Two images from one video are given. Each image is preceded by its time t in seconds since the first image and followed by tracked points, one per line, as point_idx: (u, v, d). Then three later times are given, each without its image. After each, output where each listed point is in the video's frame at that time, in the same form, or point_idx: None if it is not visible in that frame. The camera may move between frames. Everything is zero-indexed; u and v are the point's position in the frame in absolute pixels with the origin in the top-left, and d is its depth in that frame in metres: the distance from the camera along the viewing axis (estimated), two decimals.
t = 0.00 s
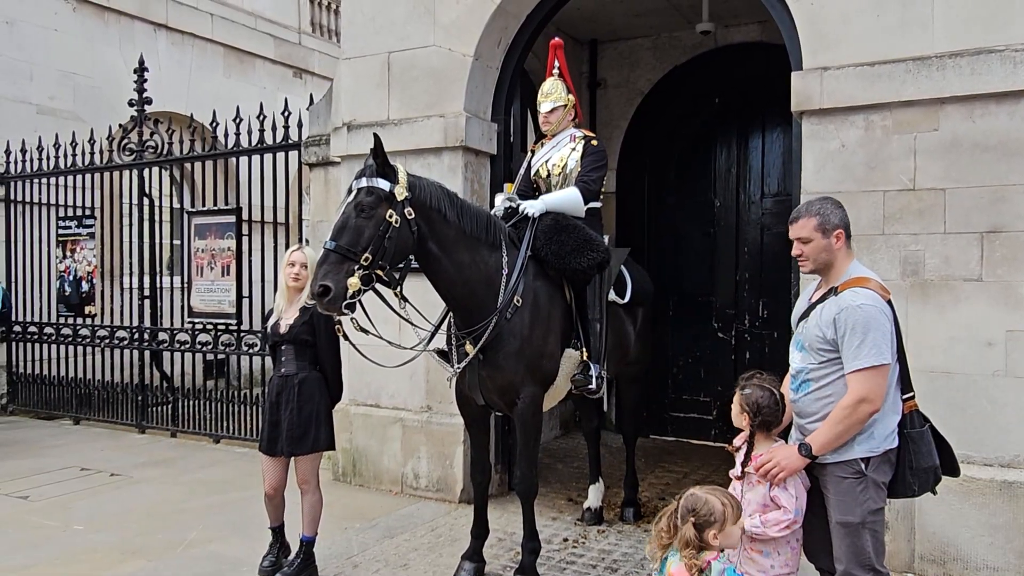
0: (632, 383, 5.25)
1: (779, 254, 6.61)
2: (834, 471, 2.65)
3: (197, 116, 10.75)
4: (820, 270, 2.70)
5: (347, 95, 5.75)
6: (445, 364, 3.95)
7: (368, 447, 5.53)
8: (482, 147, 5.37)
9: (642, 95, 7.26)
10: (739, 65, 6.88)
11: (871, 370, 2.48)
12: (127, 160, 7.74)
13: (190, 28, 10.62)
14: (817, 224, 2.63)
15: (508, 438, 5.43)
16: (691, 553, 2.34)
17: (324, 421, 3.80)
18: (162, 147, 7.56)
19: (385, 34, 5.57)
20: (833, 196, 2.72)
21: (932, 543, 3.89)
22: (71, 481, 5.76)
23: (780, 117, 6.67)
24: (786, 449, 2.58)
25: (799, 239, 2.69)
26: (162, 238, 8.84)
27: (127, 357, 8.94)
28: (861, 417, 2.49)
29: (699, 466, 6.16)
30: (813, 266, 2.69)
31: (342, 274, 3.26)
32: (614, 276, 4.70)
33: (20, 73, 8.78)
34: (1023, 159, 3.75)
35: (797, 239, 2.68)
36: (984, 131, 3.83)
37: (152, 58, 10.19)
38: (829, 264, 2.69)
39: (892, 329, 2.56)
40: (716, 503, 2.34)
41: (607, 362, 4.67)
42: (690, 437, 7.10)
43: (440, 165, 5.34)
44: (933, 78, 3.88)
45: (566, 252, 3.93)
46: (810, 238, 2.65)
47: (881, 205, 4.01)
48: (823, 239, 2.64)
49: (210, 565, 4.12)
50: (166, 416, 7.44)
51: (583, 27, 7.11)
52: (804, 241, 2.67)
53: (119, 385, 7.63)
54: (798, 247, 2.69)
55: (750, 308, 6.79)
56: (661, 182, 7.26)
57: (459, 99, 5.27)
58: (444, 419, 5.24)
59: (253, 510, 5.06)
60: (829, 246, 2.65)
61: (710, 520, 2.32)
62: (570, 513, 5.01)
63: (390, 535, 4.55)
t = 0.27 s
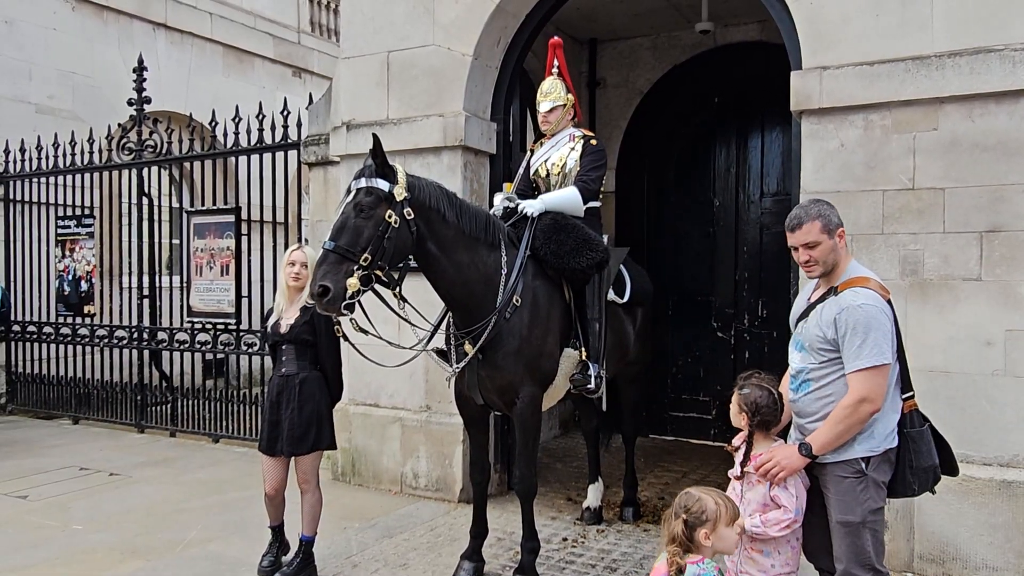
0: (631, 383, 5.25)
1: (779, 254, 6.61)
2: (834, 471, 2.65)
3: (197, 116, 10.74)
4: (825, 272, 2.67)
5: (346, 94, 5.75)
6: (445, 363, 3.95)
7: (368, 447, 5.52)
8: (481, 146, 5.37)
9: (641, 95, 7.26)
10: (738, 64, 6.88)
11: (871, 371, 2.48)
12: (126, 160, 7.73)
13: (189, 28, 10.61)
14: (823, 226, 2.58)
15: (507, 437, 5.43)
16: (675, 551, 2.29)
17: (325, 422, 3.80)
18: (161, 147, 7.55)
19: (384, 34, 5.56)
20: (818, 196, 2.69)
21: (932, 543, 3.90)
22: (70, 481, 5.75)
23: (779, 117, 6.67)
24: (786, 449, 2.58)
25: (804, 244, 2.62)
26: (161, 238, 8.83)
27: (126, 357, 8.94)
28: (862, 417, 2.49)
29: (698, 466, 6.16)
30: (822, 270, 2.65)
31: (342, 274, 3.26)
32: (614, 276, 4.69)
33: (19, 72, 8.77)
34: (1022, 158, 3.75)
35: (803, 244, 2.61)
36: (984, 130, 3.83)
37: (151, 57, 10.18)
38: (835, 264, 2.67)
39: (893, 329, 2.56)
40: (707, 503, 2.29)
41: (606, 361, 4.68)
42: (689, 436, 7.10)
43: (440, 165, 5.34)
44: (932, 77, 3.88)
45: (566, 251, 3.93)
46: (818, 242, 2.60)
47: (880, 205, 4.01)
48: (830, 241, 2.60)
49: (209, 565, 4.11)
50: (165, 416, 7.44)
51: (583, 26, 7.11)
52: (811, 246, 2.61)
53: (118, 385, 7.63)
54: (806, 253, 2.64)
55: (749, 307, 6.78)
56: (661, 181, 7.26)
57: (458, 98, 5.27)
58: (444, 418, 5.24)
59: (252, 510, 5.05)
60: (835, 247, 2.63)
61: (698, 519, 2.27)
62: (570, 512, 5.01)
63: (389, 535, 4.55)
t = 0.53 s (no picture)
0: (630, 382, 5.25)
1: (777, 253, 6.61)
2: (834, 470, 2.65)
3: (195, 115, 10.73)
4: (825, 272, 2.67)
5: (345, 94, 5.75)
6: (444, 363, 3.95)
7: (367, 447, 5.52)
8: (480, 146, 5.37)
9: (640, 94, 7.26)
10: (736, 64, 6.88)
11: (871, 371, 2.48)
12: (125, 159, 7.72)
13: (188, 27, 10.60)
14: (824, 226, 2.57)
15: (506, 437, 5.43)
16: (684, 561, 2.24)
17: (325, 423, 3.80)
18: (160, 146, 7.54)
19: (383, 33, 5.56)
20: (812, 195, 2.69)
21: (930, 542, 3.90)
22: (69, 481, 5.74)
23: (778, 116, 6.67)
24: (785, 448, 2.58)
25: (806, 244, 2.61)
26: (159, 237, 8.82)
27: (125, 357, 8.93)
28: (861, 417, 2.49)
29: (697, 465, 6.17)
30: (822, 270, 2.65)
31: (341, 274, 3.26)
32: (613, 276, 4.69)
33: (17, 71, 8.76)
34: (1020, 158, 3.76)
35: (805, 244, 2.60)
36: (982, 130, 3.83)
37: (149, 56, 10.17)
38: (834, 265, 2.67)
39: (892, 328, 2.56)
40: (717, 512, 2.24)
41: (605, 361, 4.68)
42: (688, 435, 7.10)
43: (439, 164, 5.34)
44: (931, 77, 3.89)
45: (565, 251, 3.93)
46: (820, 242, 2.59)
47: (879, 204, 4.02)
48: (831, 241, 2.60)
49: (208, 565, 4.11)
50: (163, 415, 7.43)
51: (582, 26, 7.11)
52: (813, 246, 2.60)
53: (117, 385, 7.62)
54: (807, 252, 2.62)
55: (747, 307, 6.79)
56: (659, 181, 7.26)
57: (457, 98, 5.27)
58: (443, 418, 5.24)
59: (251, 509, 5.05)
60: (835, 246, 2.63)
61: (708, 529, 2.22)
62: (569, 512, 5.01)
63: (388, 534, 4.55)
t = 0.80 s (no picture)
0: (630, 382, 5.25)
1: (777, 253, 6.61)
2: (833, 470, 2.65)
3: (195, 115, 10.73)
4: (819, 271, 2.67)
5: (345, 93, 5.74)
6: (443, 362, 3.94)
7: (366, 446, 5.52)
8: (480, 145, 5.37)
9: (640, 93, 7.26)
10: (736, 63, 6.88)
11: (870, 370, 2.48)
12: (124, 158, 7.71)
13: (187, 26, 10.60)
14: (819, 225, 2.58)
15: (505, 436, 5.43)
16: None
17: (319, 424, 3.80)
18: (159, 146, 7.53)
19: (383, 32, 5.56)
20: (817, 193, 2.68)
21: (929, 541, 3.90)
22: (67, 481, 5.74)
23: (777, 115, 6.67)
24: (783, 448, 2.58)
25: (799, 241, 2.62)
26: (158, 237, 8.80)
27: (124, 357, 8.93)
28: (860, 417, 2.49)
29: (696, 464, 6.16)
30: (813, 269, 2.65)
31: (340, 273, 3.26)
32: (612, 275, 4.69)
33: (16, 70, 8.75)
34: (1020, 157, 3.76)
35: (797, 241, 2.61)
36: (981, 129, 3.83)
37: (148, 56, 10.16)
38: (828, 265, 2.66)
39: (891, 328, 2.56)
40: (739, 527, 2.03)
41: (604, 361, 4.68)
42: (687, 435, 7.10)
43: (438, 163, 5.34)
44: (930, 76, 3.89)
45: (565, 250, 3.93)
46: (813, 241, 2.59)
47: (878, 204, 4.01)
48: (825, 241, 2.60)
49: (207, 565, 4.11)
50: (163, 415, 7.43)
51: (581, 26, 7.11)
52: (806, 244, 2.61)
53: (116, 384, 7.61)
54: (800, 249, 2.63)
55: (747, 306, 6.79)
56: (658, 180, 7.26)
57: (457, 97, 5.27)
58: (442, 417, 5.24)
59: (250, 509, 5.05)
60: (829, 248, 2.62)
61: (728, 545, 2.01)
62: (568, 511, 5.01)
63: (388, 534, 4.55)
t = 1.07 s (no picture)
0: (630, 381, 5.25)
1: (777, 253, 6.61)
2: (832, 469, 2.65)
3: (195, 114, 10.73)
4: (807, 269, 2.72)
5: (345, 93, 5.74)
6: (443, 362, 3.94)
7: (366, 446, 5.52)
8: (480, 145, 5.37)
9: (640, 93, 7.27)
10: (736, 63, 6.88)
11: (869, 370, 2.48)
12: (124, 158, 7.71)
13: (188, 26, 10.60)
14: (803, 224, 2.64)
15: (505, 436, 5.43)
16: None
17: (309, 424, 3.79)
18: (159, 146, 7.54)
19: (383, 32, 5.56)
20: (831, 197, 2.70)
21: (929, 541, 3.90)
22: (68, 481, 5.73)
23: (777, 115, 6.67)
24: (783, 448, 2.57)
25: (785, 236, 2.71)
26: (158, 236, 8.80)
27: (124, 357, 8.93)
28: (860, 417, 2.49)
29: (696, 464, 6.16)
30: (796, 265, 2.71)
31: (338, 273, 3.26)
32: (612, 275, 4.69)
33: (16, 70, 8.75)
34: (1020, 157, 3.76)
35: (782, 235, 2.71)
36: (982, 129, 3.83)
37: (148, 55, 10.16)
38: (814, 265, 2.69)
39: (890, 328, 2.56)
40: (765, 532, 1.96)
41: (604, 360, 4.68)
42: (688, 434, 7.10)
43: (438, 163, 5.34)
44: (930, 76, 3.88)
45: (565, 250, 3.93)
46: (795, 238, 2.66)
47: (879, 203, 4.01)
48: (807, 241, 2.64)
49: (207, 565, 4.11)
50: (163, 415, 7.43)
51: (581, 25, 7.12)
52: (791, 240, 2.68)
53: (116, 384, 7.61)
54: (786, 245, 2.72)
55: (747, 306, 6.79)
56: (659, 180, 7.26)
57: (457, 97, 5.27)
58: (442, 417, 5.24)
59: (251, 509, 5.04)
60: (813, 250, 2.65)
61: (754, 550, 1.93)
62: (568, 511, 5.01)
63: (388, 534, 4.55)
